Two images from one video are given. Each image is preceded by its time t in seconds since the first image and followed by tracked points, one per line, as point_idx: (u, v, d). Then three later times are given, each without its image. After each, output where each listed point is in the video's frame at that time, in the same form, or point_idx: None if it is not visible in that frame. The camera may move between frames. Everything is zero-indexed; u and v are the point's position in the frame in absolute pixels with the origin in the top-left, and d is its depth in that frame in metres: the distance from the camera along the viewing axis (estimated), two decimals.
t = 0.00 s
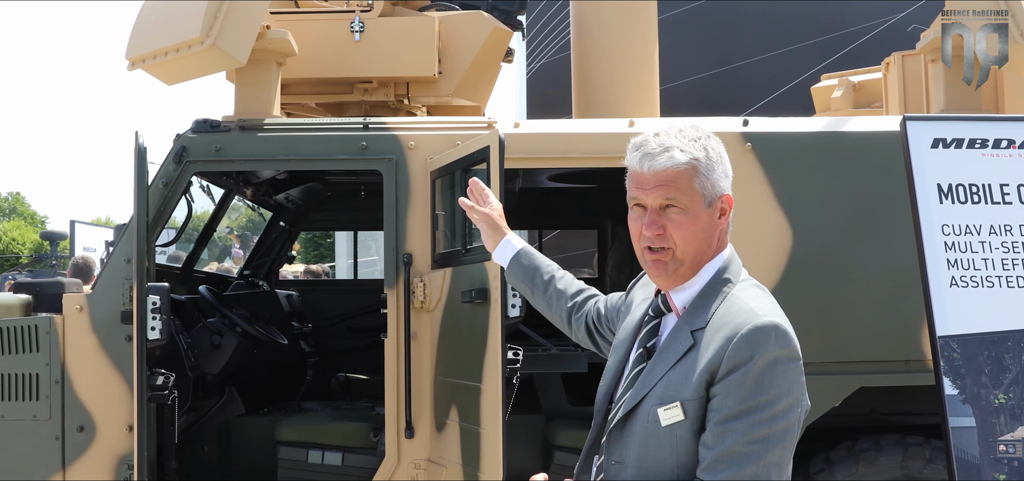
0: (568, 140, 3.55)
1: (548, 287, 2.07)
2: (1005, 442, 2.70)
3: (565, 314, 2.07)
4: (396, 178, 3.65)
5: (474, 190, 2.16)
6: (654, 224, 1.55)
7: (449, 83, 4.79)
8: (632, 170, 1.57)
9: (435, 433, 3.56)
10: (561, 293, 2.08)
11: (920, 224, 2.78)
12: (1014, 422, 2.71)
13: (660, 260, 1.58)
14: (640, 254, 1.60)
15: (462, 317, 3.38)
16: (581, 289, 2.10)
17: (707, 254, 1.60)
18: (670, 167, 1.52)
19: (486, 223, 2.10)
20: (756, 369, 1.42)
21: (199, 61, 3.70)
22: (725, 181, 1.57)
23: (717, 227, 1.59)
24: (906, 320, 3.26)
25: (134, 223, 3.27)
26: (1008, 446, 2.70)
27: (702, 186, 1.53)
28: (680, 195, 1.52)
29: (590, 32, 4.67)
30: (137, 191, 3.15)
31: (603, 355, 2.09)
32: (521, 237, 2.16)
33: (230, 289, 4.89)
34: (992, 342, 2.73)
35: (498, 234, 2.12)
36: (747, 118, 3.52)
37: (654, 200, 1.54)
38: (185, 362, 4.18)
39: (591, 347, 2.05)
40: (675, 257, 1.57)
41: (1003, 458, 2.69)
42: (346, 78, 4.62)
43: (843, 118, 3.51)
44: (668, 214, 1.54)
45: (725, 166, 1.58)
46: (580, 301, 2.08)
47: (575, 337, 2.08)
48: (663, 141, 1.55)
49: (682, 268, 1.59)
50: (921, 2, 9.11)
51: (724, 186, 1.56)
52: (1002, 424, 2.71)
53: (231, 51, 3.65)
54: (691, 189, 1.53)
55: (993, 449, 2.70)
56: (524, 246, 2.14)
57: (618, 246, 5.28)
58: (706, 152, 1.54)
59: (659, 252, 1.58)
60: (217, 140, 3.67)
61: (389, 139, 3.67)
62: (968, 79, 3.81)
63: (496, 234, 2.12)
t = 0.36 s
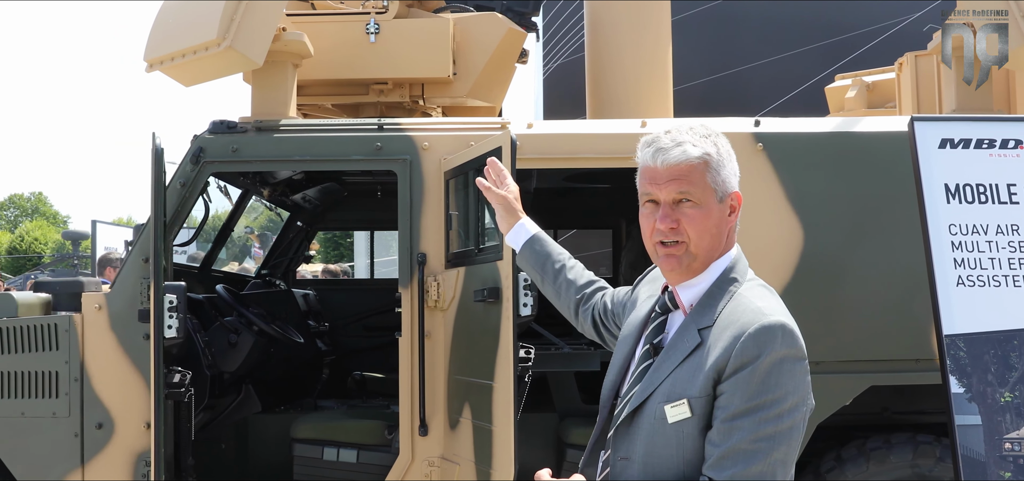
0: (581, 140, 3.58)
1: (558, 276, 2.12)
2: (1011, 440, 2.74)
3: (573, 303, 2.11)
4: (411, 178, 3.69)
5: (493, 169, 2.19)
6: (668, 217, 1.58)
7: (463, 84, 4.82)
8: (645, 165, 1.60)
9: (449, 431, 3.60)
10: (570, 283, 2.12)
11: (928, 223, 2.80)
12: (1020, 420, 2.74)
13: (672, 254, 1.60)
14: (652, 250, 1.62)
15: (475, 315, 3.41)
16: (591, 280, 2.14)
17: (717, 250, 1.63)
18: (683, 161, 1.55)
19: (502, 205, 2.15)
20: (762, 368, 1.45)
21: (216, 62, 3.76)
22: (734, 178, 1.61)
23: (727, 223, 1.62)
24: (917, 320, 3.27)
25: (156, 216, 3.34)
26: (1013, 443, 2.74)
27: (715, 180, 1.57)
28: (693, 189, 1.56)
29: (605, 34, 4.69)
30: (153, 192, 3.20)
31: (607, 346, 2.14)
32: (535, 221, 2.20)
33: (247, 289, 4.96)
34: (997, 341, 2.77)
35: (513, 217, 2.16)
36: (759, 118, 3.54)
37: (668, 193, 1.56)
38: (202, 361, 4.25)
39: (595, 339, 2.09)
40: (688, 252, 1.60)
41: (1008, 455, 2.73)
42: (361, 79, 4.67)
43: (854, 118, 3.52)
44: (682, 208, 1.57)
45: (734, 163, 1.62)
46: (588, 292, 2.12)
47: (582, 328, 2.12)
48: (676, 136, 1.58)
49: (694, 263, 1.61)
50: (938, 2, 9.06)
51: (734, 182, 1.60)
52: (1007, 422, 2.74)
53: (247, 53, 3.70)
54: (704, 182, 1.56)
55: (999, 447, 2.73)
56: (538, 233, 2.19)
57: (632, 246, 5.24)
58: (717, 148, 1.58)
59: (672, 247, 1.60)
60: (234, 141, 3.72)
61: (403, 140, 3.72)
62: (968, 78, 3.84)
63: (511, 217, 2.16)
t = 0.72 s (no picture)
0: (593, 141, 3.60)
1: (562, 269, 2.15)
2: (1016, 438, 2.75)
3: (578, 296, 2.14)
4: (425, 178, 3.73)
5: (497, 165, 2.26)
6: (675, 217, 1.60)
7: (477, 86, 4.86)
8: (652, 166, 1.63)
9: (462, 428, 3.63)
10: (575, 276, 2.15)
11: (935, 223, 2.81)
12: None
13: (680, 253, 1.63)
14: (661, 249, 1.65)
15: (488, 315, 3.45)
16: (594, 273, 2.17)
17: (725, 248, 1.65)
18: (688, 161, 1.58)
19: (506, 201, 2.21)
20: (770, 369, 1.47)
21: (232, 64, 3.80)
22: (742, 177, 1.63)
23: (734, 222, 1.64)
24: (928, 320, 3.28)
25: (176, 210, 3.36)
26: (1019, 442, 2.75)
27: (721, 179, 1.59)
28: (699, 189, 1.58)
29: (620, 35, 4.71)
30: (169, 191, 3.25)
31: (614, 341, 2.17)
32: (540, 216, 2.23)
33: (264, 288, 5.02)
34: (1003, 339, 2.78)
35: (517, 212, 2.21)
36: (769, 119, 3.55)
37: (674, 193, 1.59)
38: (218, 359, 4.29)
39: (601, 333, 2.12)
40: (696, 252, 1.62)
41: (1013, 453, 2.74)
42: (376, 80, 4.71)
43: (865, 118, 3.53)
44: (688, 208, 1.59)
45: (741, 162, 1.64)
46: (592, 285, 2.15)
47: (586, 321, 2.15)
48: (682, 137, 1.61)
49: (703, 262, 1.63)
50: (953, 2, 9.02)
51: (742, 181, 1.62)
52: (1013, 420, 2.75)
53: (263, 55, 3.75)
54: (710, 182, 1.58)
55: (1005, 445, 2.75)
56: (542, 227, 2.22)
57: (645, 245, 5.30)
58: (723, 147, 1.60)
59: (679, 246, 1.62)
60: (249, 142, 3.77)
61: (417, 140, 3.75)
62: (968, 78, 3.83)
63: (516, 212, 2.21)
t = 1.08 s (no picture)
0: (603, 141, 3.61)
1: (561, 284, 2.19)
2: (1021, 437, 2.76)
3: (580, 308, 2.17)
4: (435, 178, 3.76)
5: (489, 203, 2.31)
6: (658, 224, 1.63)
7: (489, 86, 4.88)
8: (636, 173, 1.65)
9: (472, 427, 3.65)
10: (574, 289, 2.19)
11: (941, 222, 2.82)
12: None
13: (667, 259, 1.65)
14: (648, 255, 1.68)
15: (497, 314, 3.47)
16: (593, 284, 2.21)
17: (712, 251, 1.66)
18: (670, 167, 1.60)
19: (502, 229, 2.27)
20: (758, 367, 1.48)
21: (244, 66, 3.84)
22: (726, 179, 1.64)
23: (721, 224, 1.65)
24: (938, 319, 3.28)
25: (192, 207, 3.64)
26: None
27: (703, 183, 1.60)
28: (682, 194, 1.60)
29: (632, 34, 4.72)
30: (180, 191, 3.28)
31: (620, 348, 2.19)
32: (537, 241, 2.31)
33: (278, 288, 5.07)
34: (1008, 338, 2.79)
35: (513, 239, 2.28)
36: (779, 118, 3.54)
37: (655, 200, 1.61)
38: (231, 358, 4.37)
39: (606, 341, 2.14)
40: (682, 256, 1.64)
41: (1018, 452, 2.75)
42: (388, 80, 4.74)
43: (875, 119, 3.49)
44: (672, 213, 1.62)
45: (726, 164, 1.65)
46: (592, 295, 2.18)
47: (591, 332, 2.18)
48: (664, 144, 1.63)
49: (690, 266, 1.65)
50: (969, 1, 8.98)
51: (726, 183, 1.63)
52: (1018, 419, 2.76)
53: (275, 57, 3.79)
54: (692, 187, 1.60)
55: (1010, 444, 2.75)
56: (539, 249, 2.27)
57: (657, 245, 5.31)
58: (705, 151, 1.61)
59: (666, 252, 1.65)
60: (261, 143, 3.80)
61: (428, 141, 3.78)
62: (968, 78, 3.88)
63: (512, 238, 2.27)
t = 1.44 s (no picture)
0: (611, 140, 3.62)
1: (591, 396, 1.94)
2: None
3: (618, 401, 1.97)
4: (444, 178, 3.77)
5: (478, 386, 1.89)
6: (642, 222, 1.65)
7: (499, 86, 4.89)
8: (626, 171, 1.67)
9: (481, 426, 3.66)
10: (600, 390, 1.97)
11: (946, 222, 2.81)
12: None
13: (650, 255, 1.68)
14: (635, 250, 1.71)
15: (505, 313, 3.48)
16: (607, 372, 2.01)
17: (700, 252, 1.67)
18: (655, 167, 1.61)
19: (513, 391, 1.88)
20: (732, 371, 1.49)
21: (253, 66, 3.86)
22: (718, 182, 1.63)
23: (710, 227, 1.65)
24: (948, 319, 3.26)
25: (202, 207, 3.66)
26: None
27: (690, 185, 1.61)
28: (666, 195, 1.61)
29: (641, 34, 4.72)
30: (187, 191, 3.31)
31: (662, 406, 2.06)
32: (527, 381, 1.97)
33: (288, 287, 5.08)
34: (1014, 338, 2.78)
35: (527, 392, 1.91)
36: (788, 117, 3.53)
37: (640, 199, 1.64)
38: (241, 357, 4.40)
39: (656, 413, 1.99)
40: (666, 254, 1.67)
41: None
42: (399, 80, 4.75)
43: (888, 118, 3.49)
44: (655, 213, 1.63)
45: (720, 166, 1.63)
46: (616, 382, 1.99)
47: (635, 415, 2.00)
48: (655, 143, 1.64)
49: (674, 264, 1.67)
50: None
51: (717, 186, 1.62)
52: None
53: (283, 57, 3.81)
54: (677, 188, 1.60)
55: (1015, 443, 2.74)
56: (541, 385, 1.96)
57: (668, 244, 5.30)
58: (695, 153, 1.61)
59: (650, 248, 1.68)
60: (269, 142, 3.82)
61: (436, 141, 3.79)
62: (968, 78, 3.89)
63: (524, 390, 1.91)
